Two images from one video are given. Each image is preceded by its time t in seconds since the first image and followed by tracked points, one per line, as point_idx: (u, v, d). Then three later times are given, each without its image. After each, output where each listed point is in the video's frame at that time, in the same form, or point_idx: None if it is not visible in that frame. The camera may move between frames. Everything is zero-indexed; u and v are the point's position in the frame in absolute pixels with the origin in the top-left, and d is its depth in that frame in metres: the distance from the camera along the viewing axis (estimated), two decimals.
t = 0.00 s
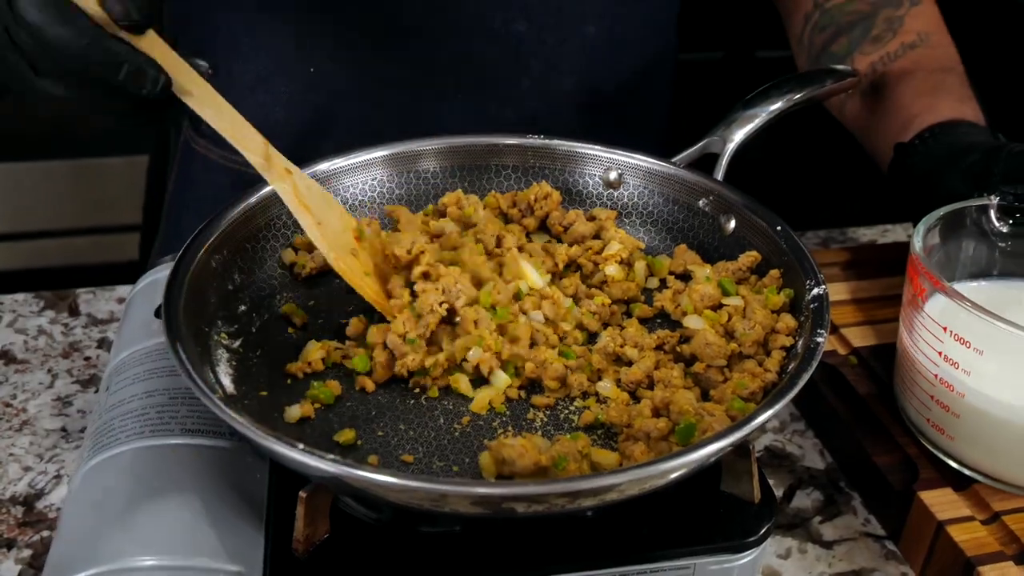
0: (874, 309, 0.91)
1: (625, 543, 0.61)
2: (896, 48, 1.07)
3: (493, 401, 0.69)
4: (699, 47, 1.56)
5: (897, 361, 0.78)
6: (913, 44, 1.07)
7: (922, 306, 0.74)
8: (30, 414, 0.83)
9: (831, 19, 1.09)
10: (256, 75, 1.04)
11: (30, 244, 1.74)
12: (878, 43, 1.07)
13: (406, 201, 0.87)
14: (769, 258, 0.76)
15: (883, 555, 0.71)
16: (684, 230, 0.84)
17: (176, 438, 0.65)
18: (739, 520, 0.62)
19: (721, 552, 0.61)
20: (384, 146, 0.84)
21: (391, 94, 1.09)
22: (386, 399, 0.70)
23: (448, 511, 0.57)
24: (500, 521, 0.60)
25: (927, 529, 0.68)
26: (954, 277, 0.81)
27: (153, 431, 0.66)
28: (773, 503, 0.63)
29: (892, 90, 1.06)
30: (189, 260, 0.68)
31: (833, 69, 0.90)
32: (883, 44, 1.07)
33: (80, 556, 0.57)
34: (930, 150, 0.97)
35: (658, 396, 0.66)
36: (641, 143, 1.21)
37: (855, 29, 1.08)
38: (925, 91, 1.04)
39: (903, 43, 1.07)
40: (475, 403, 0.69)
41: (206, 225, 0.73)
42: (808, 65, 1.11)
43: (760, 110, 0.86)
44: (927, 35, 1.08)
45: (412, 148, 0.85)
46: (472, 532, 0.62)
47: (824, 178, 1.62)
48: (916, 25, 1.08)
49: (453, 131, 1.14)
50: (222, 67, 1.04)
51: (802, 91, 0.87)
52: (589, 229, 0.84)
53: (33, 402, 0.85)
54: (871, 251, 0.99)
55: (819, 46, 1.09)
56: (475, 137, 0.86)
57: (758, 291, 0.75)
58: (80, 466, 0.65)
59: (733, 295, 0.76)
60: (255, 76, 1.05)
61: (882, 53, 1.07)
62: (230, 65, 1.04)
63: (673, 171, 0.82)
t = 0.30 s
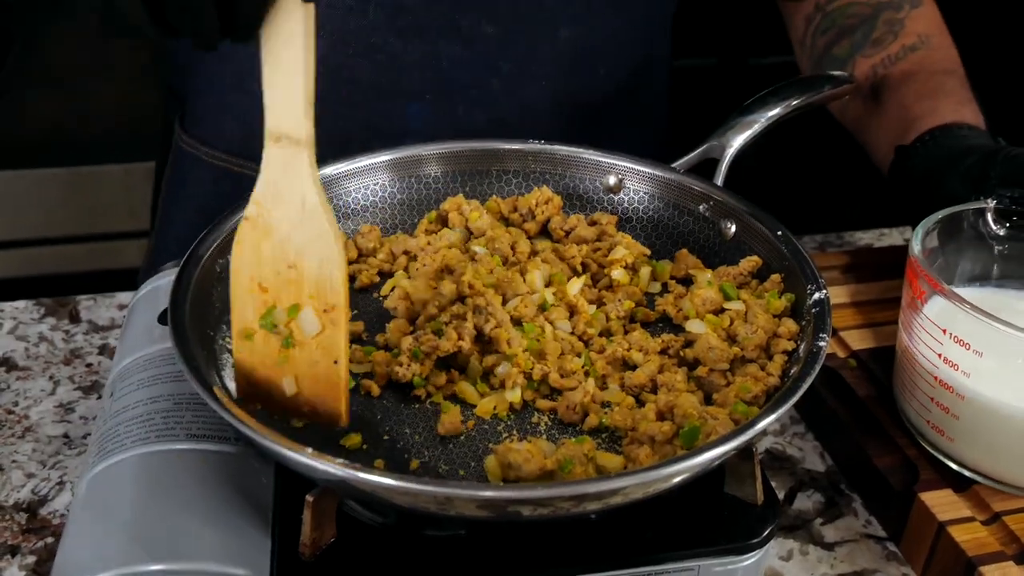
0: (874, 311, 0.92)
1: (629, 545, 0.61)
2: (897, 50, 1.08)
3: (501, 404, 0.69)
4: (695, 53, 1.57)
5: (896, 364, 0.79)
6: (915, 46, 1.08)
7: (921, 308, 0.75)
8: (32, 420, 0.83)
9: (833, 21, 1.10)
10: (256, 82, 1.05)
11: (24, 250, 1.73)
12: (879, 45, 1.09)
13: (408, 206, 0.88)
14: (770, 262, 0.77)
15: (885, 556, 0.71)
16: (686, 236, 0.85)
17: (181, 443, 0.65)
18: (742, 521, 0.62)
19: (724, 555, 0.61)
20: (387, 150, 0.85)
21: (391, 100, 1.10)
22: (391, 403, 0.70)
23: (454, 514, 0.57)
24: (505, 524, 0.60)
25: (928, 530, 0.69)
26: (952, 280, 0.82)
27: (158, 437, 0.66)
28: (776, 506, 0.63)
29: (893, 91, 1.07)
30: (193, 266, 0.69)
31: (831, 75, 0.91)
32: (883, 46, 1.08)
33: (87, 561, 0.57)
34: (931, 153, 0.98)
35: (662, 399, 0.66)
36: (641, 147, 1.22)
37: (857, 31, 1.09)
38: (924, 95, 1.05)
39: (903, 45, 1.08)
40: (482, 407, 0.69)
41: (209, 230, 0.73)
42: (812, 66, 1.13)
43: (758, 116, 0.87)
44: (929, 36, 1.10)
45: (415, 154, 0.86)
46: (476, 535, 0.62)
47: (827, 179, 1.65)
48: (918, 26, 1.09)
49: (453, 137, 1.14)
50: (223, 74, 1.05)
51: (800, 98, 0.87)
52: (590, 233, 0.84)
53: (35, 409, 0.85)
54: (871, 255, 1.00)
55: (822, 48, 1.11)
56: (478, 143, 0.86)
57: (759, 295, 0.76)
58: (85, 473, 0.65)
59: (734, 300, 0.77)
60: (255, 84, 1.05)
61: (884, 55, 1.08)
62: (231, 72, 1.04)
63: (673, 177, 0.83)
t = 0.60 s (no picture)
0: (876, 315, 0.92)
1: (637, 547, 0.61)
2: (893, 55, 1.09)
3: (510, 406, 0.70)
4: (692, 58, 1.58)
5: (901, 367, 0.79)
6: (910, 51, 1.09)
7: (925, 310, 0.75)
8: (35, 426, 0.83)
9: (829, 27, 1.10)
10: (256, 86, 1.05)
11: (18, 259, 1.73)
12: (877, 50, 1.09)
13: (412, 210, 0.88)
14: (774, 264, 0.77)
15: (889, 559, 0.71)
16: (690, 239, 0.85)
17: (188, 447, 0.65)
18: (749, 524, 0.62)
19: (732, 557, 0.60)
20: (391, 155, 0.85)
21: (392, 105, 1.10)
22: (397, 407, 0.70)
23: (461, 517, 0.56)
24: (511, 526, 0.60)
25: (933, 531, 0.69)
26: (954, 283, 0.82)
27: (164, 441, 0.66)
28: (783, 508, 0.63)
29: (892, 95, 1.07)
30: (198, 272, 0.70)
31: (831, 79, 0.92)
32: (879, 53, 1.09)
33: (94, 566, 0.57)
34: (930, 156, 0.98)
35: (669, 402, 0.67)
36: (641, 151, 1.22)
37: (854, 37, 1.09)
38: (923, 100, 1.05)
39: (900, 50, 1.09)
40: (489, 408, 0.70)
41: (213, 236, 0.74)
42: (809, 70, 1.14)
43: (760, 121, 0.87)
44: (926, 41, 1.10)
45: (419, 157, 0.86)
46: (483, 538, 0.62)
47: (824, 183, 1.65)
48: (916, 31, 1.09)
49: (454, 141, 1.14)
50: (223, 81, 1.05)
51: (801, 101, 0.87)
52: (594, 237, 0.85)
53: (37, 415, 0.84)
54: (872, 259, 1.00)
55: (818, 54, 1.12)
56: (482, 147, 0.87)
57: (764, 297, 0.76)
58: (92, 477, 0.65)
59: (739, 302, 0.77)
60: (256, 90, 1.05)
61: (880, 60, 1.09)
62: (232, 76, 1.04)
63: (676, 180, 0.84)
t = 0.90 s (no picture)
0: (878, 319, 0.92)
1: (642, 550, 0.61)
2: (896, 57, 1.09)
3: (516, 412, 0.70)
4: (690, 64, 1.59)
5: (902, 372, 0.80)
6: (913, 53, 1.09)
7: (927, 314, 0.76)
8: (39, 432, 0.83)
9: (830, 28, 1.12)
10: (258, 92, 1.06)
11: (14, 265, 1.74)
12: (878, 52, 1.10)
13: (416, 216, 0.89)
14: (776, 269, 0.77)
15: (893, 562, 0.71)
16: (691, 244, 0.85)
17: (194, 453, 0.66)
18: (753, 527, 0.62)
19: (736, 561, 0.61)
20: (396, 162, 0.85)
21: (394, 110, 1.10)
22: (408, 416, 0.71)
23: (466, 522, 0.56)
24: (517, 531, 0.60)
25: (936, 535, 0.69)
26: (956, 287, 0.83)
27: (170, 447, 0.66)
28: (787, 511, 0.63)
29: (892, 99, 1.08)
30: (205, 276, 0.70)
31: (831, 86, 0.92)
32: (882, 53, 1.09)
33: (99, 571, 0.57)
34: (932, 160, 0.99)
35: (674, 406, 0.67)
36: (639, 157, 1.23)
37: (855, 39, 1.10)
38: (924, 104, 1.06)
39: (902, 52, 1.09)
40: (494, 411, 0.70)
41: (218, 244, 0.74)
42: (810, 73, 1.15)
43: (760, 127, 0.88)
44: (928, 43, 1.10)
45: (424, 164, 0.86)
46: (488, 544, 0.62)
47: (824, 186, 1.66)
48: (917, 33, 1.10)
49: (455, 147, 1.15)
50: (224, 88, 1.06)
51: (801, 108, 0.88)
52: (597, 244, 0.86)
53: (42, 421, 0.85)
54: (873, 263, 1.01)
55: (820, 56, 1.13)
56: (487, 154, 0.87)
57: (766, 303, 0.77)
58: (97, 483, 0.65)
59: (742, 307, 0.78)
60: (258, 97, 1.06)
61: (883, 62, 1.09)
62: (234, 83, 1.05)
63: (678, 187, 0.84)
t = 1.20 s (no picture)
0: (876, 323, 0.93)
1: (644, 552, 0.61)
2: (892, 64, 1.11)
3: (519, 417, 0.71)
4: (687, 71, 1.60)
5: (902, 376, 0.80)
6: (908, 59, 1.10)
7: (926, 318, 0.76)
8: (43, 437, 0.83)
9: (825, 36, 1.13)
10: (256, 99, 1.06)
11: (18, 271, 1.76)
12: (874, 59, 1.11)
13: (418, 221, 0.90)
14: (776, 273, 0.78)
15: (893, 565, 0.72)
16: (692, 249, 0.86)
17: (199, 457, 0.66)
18: (754, 530, 0.62)
19: (737, 563, 0.61)
20: (398, 167, 0.86)
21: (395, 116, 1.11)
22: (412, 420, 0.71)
23: (471, 524, 0.57)
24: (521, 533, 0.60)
25: (936, 537, 0.69)
26: (956, 292, 0.83)
27: (176, 451, 0.66)
28: (788, 514, 0.63)
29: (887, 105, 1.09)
30: (209, 281, 0.71)
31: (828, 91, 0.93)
32: (878, 60, 1.11)
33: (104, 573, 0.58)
34: (929, 166, 0.99)
35: (675, 410, 0.68)
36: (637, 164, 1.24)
37: (850, 45, 1.12)
38: (919, 110, 1.07)
39: (897, 59, 1.10)
40: (497, 415, 0.71)
41: (220, 249, 0.75)
42: (805, 79, 1.16)
43: (760, 133, 0.88)
44: (923, 49, 1.11)
45: (427, 170, 0.87)
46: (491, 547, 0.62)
47: (822, 191, 1.67)
48: (912, 39, 1.11)
49: (455, 154, 1.15)
50: (224, 95, 1.06)
51: (800, 113, 0.89)
52: (598, 249, 0.86)
53: (45, 426, 0.85)
54: (872, 269, 1.01)
55: (816, 62, 1.14)
56: (489, 159, 0.88)
57: (767, 307, 0.78)
58: (102, 487, 0.65)
59: (742, 311, 0.78)
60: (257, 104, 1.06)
61: (878, 69, 1.11)
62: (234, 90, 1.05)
63: (678, 192, 0.85)
